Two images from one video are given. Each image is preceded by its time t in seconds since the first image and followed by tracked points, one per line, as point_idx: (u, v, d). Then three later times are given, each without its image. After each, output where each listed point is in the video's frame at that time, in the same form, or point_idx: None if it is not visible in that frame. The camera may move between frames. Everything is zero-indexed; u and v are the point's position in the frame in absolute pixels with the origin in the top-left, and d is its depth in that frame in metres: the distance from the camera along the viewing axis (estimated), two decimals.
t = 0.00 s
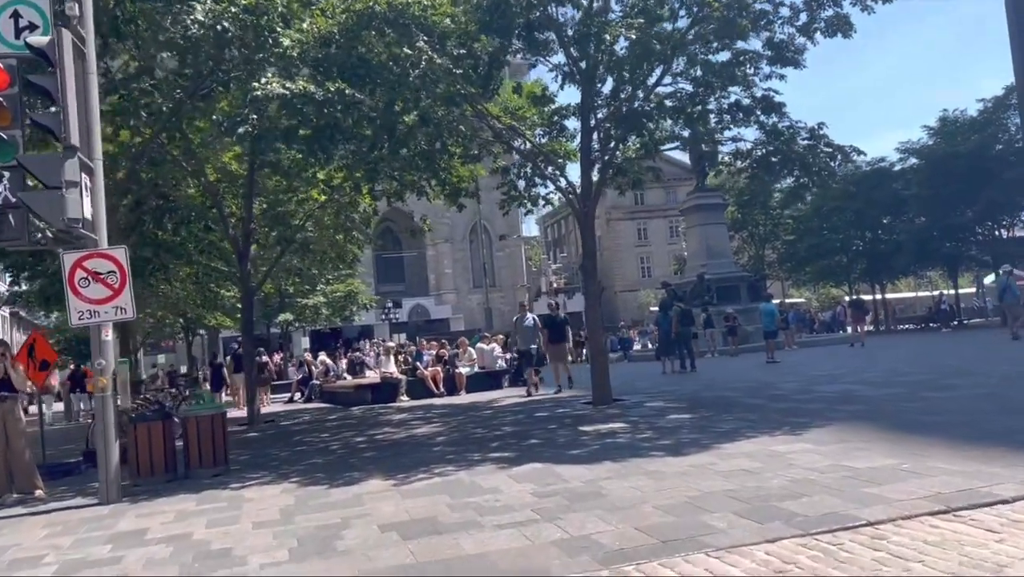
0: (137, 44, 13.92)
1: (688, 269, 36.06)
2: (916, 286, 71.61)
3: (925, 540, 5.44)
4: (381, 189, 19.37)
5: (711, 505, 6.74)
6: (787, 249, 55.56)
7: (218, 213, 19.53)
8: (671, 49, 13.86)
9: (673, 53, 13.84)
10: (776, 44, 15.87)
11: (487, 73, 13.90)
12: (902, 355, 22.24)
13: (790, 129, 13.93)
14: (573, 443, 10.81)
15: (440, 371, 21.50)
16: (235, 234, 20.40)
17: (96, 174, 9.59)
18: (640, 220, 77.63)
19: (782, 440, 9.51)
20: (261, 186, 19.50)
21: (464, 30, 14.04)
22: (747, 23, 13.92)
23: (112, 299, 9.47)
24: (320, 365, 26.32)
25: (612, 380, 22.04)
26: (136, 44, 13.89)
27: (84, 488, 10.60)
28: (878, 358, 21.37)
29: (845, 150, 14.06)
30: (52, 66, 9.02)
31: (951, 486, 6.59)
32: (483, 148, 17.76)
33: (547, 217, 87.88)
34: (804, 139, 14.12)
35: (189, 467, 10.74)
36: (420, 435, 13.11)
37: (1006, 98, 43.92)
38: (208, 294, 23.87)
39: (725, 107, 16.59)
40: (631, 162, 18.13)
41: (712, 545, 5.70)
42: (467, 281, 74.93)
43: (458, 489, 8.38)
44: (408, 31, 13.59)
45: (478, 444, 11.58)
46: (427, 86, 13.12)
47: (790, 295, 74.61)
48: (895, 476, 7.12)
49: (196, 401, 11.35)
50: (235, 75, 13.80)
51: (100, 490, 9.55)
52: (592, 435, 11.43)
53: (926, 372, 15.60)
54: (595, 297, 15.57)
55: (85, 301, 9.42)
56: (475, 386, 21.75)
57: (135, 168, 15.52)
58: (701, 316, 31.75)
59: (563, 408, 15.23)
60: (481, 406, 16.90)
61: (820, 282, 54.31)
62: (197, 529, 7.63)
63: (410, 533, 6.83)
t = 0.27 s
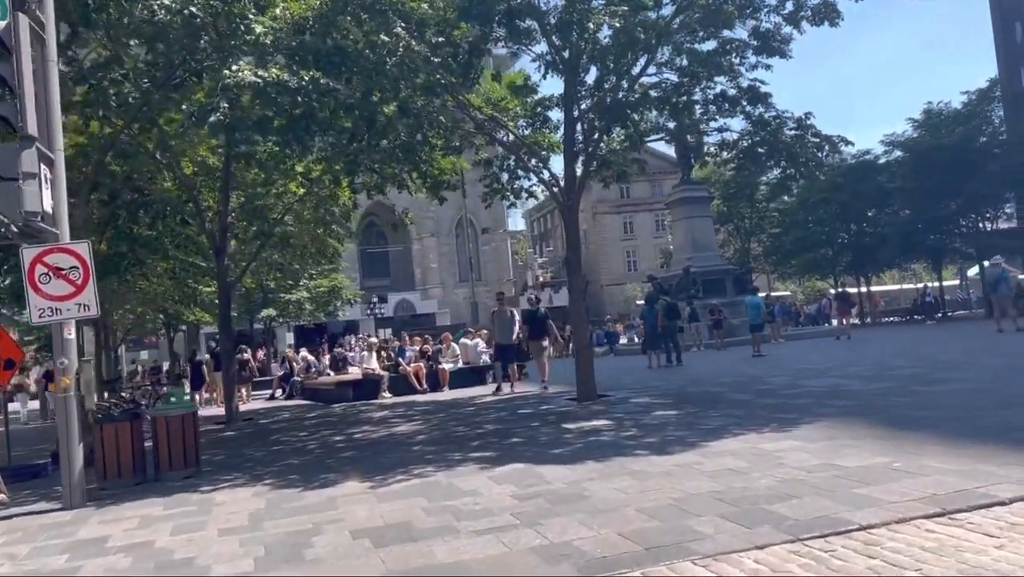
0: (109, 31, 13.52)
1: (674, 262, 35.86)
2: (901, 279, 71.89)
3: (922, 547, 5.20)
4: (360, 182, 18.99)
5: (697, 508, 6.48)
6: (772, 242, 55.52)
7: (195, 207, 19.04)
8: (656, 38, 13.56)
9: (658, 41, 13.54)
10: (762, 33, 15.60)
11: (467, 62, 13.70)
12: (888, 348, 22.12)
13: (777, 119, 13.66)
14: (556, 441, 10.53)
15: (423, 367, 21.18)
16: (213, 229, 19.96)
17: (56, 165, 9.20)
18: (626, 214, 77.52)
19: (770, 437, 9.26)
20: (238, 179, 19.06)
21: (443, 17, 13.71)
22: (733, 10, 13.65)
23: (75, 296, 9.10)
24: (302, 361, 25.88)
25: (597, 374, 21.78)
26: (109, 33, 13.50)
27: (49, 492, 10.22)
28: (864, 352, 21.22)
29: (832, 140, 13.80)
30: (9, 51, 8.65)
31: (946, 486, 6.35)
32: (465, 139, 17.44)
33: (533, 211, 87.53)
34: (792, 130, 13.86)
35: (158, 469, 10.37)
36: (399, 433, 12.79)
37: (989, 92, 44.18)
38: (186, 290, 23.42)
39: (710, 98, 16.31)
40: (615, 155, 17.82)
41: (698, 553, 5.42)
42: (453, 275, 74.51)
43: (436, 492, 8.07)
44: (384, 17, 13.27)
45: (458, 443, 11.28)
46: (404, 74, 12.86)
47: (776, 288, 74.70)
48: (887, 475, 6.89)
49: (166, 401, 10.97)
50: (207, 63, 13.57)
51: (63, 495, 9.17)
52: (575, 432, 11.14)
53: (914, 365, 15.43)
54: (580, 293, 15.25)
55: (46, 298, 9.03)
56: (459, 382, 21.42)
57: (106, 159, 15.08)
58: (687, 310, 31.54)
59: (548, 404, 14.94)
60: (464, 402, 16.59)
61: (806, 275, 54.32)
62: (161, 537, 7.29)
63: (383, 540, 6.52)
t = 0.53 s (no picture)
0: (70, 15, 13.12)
1: (654, 256, 35.69)
2: (880, 272, 72.25)
3: (910, 551, 4.94)
4: (335, 174, 18.59)
5: (675, 509, 6.19)
6: (753, 236, 55.57)
7: (164, 201, 18.40)
8: (635, 24, 13.29)
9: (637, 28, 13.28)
10: (743, 22, 15.35)
11: (440, 48, 13.51)
12: (869, 341, 22.01)
13: (758, 108, 13.41)
14: (533, 439, 10.23)
15: (401, 363, 20.83)
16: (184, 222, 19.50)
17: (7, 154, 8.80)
18: (607, 209, 77.40)
19: (751, 433, 9.01)
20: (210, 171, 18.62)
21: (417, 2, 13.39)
22: None
23: (27, 290, 8.69)
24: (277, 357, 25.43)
25: (577, 370, 21.53)
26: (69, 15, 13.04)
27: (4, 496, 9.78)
28: (846, 345, 21.09)
29: (814, 129, 13.59)
30: None
31: (933, 484, 6.12)
32: (442, 130, 17.14)
33: (514, 206, 87.22)
34: (773, 119, 13.62)
35: (118, 471, 9.97)
36: (372, 431, 12.43)
37: (967, 86, 44.36)
38: (159, 284, 22.91)
39: (690, 89, 16.08)
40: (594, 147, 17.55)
41: (676, 557, 5.14)
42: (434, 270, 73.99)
43: (406, 493, 7.75)
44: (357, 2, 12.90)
45: (432, 440, 10.95)
46: (376, 59, 12.53)
47: (756, 282, 74.89)
48: (871, 472, 6.65)
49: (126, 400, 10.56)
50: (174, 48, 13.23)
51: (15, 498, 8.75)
52: (552, 429, 10.84)
53: (895, 359, 15.28)
54: (558, 287, 14.95)
55: None
56: (437, 378, 21.09)
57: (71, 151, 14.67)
58: (667, 304, 31.36)
59: (525, 400, 14.64)
60: (440, 399, 16.25)
61: (786, 269, 54.41)
62: (114, 544, 6.92)
63: (346, 545, 6.19)
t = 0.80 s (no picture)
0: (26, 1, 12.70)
1: (631, 252, 35.52)
2: (854, 267, 72.70)
3: (894, 564, 4.70)
4: (304, 168, 18.15)
5: (649, 518, 5.92)
6: (729, 231, 55.62)
7: (128, 195, 17.89)
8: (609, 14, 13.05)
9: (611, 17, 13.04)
10: (718, 15, 15.12)
11: (409, 38, 13.18)
12: (846, 337, 21.93)
13: (734, 100, 13.18)
14: (504, 441, 9.93)
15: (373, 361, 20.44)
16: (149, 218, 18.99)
17: None
18: (584, 204, 77.26)
19: (728, 434, 8.77)
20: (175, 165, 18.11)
21: None
22: None
23: None
24: (247, 356, 24.91)
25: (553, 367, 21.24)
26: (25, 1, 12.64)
27: None
28: (822, 341, 20.99)
29: (789, 121, 13.40)
30: None
31: (915, 489, 5.89)
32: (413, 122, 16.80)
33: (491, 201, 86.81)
34: (749, 112, 13.39)
35: (71, 478, 9.53)
36: (340, 433, 12.06)
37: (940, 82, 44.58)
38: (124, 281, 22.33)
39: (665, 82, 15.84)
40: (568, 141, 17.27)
41: (650, 572, 4.86)
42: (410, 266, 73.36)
43: (371, 501, 7.42)
44: None
45: (401, 443, 10.61)
46: (342, 47, 12.21)
47: (732, 277, 75.11)
48: (851, 477, 6.40)
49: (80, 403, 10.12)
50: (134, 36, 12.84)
51: None
52: (524, 431, 10.53)
53: (872, 355, 15.12)
54: (531, 284, 14.65)
55: None
56: (410, 376, 20.72)
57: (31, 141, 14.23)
58: (644, 299, 31.16)
59: (499, 399, 14.32)
60: (412, 398, 15.89)
61: (762, 264, 54.53)
62: (58, 559, 6.53)
63: (302, 559, 5.85)
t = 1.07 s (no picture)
0: None
1: (606, 247, 35.35)
2: (827, 262, 73.20)
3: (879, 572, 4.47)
4: (273, 161, 17.69)
5: (622, 523, 5.64)
6: (704, 226, 55.68)
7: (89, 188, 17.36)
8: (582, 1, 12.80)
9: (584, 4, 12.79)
10: (693, 5, 14.88)
11: (377, 25, 12.81)
12: (820, 331, 21.87)
13: (709, 90, 12.95)
14: (474, 441, 9.62)
15: (343, 358, 20.03)
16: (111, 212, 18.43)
17: None
18: (560, 199, 77.10)
19: (703, 432, 8.53)
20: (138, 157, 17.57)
21: None
22: None
23: None
24: (215, 353, 24.34)
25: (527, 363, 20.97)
26: None
27: None
28: (797, 335, 20.91)
29: (765, 112, 13.16)
30: None
31: (897, 490, 5.67)
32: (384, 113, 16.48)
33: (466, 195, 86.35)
34: (724, 102, 13.16)
35: (20, 482, 9.09)
36: (307, 434, 11.68)
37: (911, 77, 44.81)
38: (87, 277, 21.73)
39: (640, 74, 15.64)
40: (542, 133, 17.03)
41: None
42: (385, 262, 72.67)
43: (333, 506, 7.08)
44: None
45: (369, 443, 10.28)
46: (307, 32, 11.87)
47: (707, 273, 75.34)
48: (831, 477, 6.17)
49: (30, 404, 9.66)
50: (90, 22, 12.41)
51: None
52: (495, 430, 10.23)
53: (847, 349, 15.02)
54: (505, 281, 14.34)
55: None
56: (382, 373, 20.33)
57: None
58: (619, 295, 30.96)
59: (470, 397, 14.01)
60: (383, 396, 15.53)
61: (737, 259, 54.63)
62: None
63: (255, 570, 5.51)
